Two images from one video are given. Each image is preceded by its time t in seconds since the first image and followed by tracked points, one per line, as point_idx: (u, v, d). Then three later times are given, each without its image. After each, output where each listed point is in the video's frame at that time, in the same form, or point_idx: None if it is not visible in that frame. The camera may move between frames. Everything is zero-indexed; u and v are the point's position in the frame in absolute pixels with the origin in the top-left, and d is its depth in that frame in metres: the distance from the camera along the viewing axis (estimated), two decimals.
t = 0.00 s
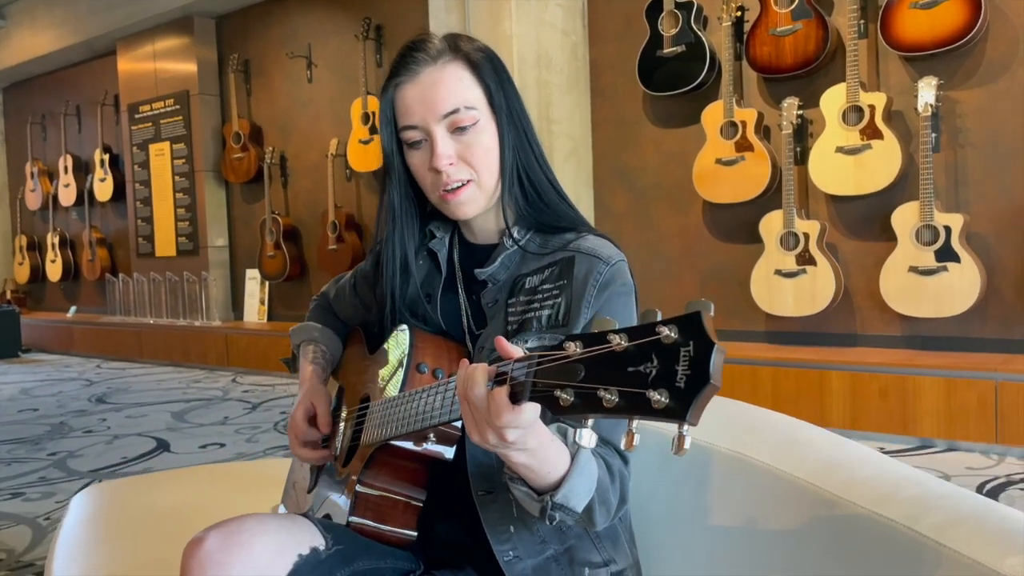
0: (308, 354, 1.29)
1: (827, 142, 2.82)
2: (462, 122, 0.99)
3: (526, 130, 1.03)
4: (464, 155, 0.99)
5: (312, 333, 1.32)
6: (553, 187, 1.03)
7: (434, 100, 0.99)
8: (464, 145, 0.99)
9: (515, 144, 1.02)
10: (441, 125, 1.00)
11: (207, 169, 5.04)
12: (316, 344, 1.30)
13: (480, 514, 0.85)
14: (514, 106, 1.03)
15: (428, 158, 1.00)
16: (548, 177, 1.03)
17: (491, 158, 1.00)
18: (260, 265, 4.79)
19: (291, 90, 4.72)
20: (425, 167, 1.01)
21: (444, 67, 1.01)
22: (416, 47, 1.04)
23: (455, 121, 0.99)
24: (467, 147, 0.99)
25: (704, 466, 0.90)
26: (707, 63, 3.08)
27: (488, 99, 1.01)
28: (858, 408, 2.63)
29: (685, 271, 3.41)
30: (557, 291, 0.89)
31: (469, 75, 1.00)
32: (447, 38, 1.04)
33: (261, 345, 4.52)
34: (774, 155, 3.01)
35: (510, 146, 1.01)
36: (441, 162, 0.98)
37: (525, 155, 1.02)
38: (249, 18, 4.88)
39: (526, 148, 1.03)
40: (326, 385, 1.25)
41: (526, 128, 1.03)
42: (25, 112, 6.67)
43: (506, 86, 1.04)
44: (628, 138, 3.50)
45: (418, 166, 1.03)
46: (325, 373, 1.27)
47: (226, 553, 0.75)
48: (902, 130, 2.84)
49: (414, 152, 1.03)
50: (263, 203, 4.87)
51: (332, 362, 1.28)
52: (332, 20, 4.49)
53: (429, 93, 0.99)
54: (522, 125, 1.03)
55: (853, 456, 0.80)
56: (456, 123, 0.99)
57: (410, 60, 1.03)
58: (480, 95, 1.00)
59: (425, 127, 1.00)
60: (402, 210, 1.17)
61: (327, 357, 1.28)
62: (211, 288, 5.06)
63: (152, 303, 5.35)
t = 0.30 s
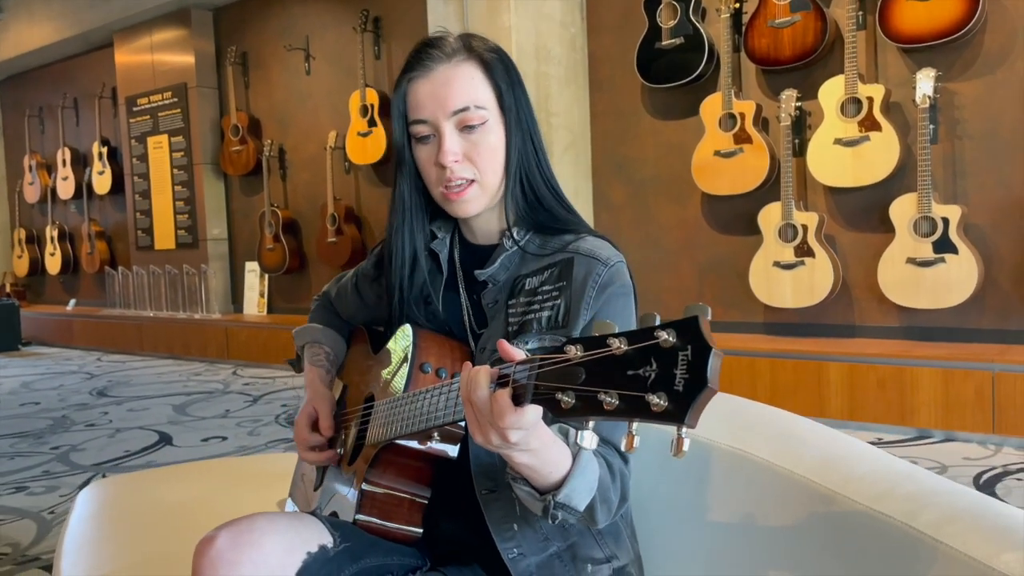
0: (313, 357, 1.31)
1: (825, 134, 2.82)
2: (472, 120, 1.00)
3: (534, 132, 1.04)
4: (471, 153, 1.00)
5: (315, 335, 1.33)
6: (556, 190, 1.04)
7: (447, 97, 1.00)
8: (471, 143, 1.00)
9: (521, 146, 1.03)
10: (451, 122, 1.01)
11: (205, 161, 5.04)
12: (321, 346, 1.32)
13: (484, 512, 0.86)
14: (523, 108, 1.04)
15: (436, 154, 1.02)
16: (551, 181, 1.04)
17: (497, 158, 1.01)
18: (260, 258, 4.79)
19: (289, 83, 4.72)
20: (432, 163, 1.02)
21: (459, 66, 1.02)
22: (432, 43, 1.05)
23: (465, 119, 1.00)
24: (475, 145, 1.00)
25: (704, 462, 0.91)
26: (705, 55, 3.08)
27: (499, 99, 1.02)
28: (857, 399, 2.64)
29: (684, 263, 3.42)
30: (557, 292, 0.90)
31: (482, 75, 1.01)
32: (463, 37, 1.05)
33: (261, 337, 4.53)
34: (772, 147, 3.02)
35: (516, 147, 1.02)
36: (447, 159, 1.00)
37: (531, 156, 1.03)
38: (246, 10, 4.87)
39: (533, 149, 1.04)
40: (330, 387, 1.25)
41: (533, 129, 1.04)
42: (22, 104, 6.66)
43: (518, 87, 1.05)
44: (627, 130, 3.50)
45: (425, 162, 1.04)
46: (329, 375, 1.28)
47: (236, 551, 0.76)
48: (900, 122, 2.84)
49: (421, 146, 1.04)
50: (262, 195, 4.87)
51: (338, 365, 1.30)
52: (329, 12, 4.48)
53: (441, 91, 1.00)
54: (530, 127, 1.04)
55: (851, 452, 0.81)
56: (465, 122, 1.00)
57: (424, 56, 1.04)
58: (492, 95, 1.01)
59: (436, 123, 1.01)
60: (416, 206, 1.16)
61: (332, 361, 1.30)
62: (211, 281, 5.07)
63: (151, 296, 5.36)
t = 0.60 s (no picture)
0: (318, 358, 1.33)
1: (824, 130, 2.83)
2: (473, 130, 1.01)
3: (535, 140, 1.05)
4: (472, 164, 1.01)
5: (318, 337, 1.35)
6: (556, 197, 1.05)
7: (448, 108, 1.01)
8: (473, 154, 1.01)
9: (523, 154, 1.04)
10: (453, 133, 1.02)
11: (206, 159, 5.05)
12: (324, 348, 1.33)
13: (488, 514, 0.88)
14: (523, 117, 1.05)
15: (438, 164, 1.03)
16: (552, 188, 1.05)
17: (499, 168, 1.02)
18: (261, 254, 4.81)
19: (289, 80, 4.72)
20: (434, 173, 1.04)
21: (460, 76, 1.03)
22: (433, 53, 1.06)
23: (466, 130, 1.01)
24: (476, 155, 1.01)
25: (706, 461, 0.93)
26: (705, 51, 3.09)
27: (500, 109, 1.03)
28: (856, 393, 2.66)
29: (684, 259, 3.43)
30: (557, 296, 0.92)
31: (483, 85, 1.02)
32: (464, 46, 1.06)
33: (263, 334, 4.55)
34: (772, 143, 3.03)
35: (517, 155, 1.03)
36: (450, 170, 1.01)
37: (533, 164, 1.04)
38: (245, 7, 4.87)
39: (534, 157, 1.05)
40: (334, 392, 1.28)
41: (534, 137, 1.05)
42: (22, 101, 6.67)
43: (519, 95, 1.06)
44: (627, 126, 3.51)
45: (428, 172, 1.05)
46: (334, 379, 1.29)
47: (247, 552, 0.78)
48: (899, 118, 2.85)
49: (424, 156, 1.05)
50: (262, 192, 4.88)
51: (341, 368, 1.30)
52: (330, 9, 4.48)
53: (442, 101, 1.01)
54: (531, 135, 1.05)
55: (849, 452, 0.83)
56: (467, 132, 1.01)
57: (424, 67, 1.05)
58: (493, 105, 1.02)
59: (437, 134, 1.02)
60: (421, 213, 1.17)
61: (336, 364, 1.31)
62: (212, 277, 5.08)
63: (153, 293, 5.38)
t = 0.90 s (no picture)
0: (314, 357, 1.32)
1: (823, 126, 2.83)
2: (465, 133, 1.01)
3: (529, 138, 1.05)
4: (465, 166, 1.01)
5: (316, 334, 1.35)
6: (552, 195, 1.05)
7: (439, 111, 1.00)
8: (465, 156, 1.01)
9: (517, 154, 1.03)
10: (444, 135, 1.01)
11: (204, 156, 5.04)
12: (321, 345, 1.33)
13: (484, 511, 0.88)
14: (516, 116, 1.04)
15: (430, 167, 1.02)
16: (547, 186, 1.05)
17: (492, 170, 1.02)
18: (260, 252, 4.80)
19: (288, 77, 4.71)
20: (427, 175, 1.03)
21: (450, 78, 1.02)
22: (424, 55, 1.05)
23: (457, 132, 1.01)
24: (469, 157, 1.01)
25: (704, 457, 0.92)
26: (704, 48, 3.08)
27: (492, 109, 1.02)
28: (856, 390, 2.66)
29: (683, 256, 3.43)
30: (553, 294, 0.91)
31: (474, 86, 1.02)
32: (455, 47, 1.05)
33: (262, 332, 4.55)
34: (771, 140, 3.02)
35: (511, 155, 1.03)
36: (442, 172, 1.00)
37: (527, 163, 1.04)
38: (244, 3, 4.86)
39: (528, 156, 1.04)
40: (330, 387, 1.26)
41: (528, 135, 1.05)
42: (20, 98, 6.66)
43: (511, 95, 1.05)
44: (626, 123, 3.51)
45: (422, 173, 1.05)
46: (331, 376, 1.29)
47: (245, 551, 0.77)
48: (899, 114, 2.84)
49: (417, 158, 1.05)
50: (261, 190, 4.87)
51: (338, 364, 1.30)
52: (328, 6, 4.47)
53: (433, 104, 1.01)
54: (525, 133, 1.05)
55: (847, 449, 0.82)
56: (459, 135, 1.01)
57: (415, 69, 1.04)
58: (484, 106, 1.02)
59: (429, 137, 1.02)
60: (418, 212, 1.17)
61: (333, 362, 1.31)
62: (212, 275, 5.07)
63: (152, 291, 5.37)
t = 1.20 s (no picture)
0: (313, 363, 1.34)
1: (826, 127, 2.83)
2: (465, 138, 1.01)
3: (529, 142, 1.06)
4: (466, 171, 1.01)
5: (317, 338, 1.36)
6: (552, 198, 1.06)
7: (439, 117, 1.01)
8: (466, 161, 1.01)
9: (517, 158, 1.04)
10: (445, 141, 1.02)
11: (209, 156, 5.06)
12: (321, 351, 1.35)
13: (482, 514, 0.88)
14: (515, 121, 1.05)
15: (431, 172, 1.03)
16: (547, 189, 1.05)
17: (493, 175, 1.02)
18: (265, 252, 4.81)
19: (292, 76, 4.72)
20: (428, 181, 1.04)
21: (449, 85, 1.03)
22: (422, 63, 1.06)
23: (458, 138, 1.01)
24: (470, 162, 1.01)
25: (701, 460, 0.93)
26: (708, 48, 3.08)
27: (491, 115, 1.03)
28: (858, 390, 2.66)
29: (686, 256, 3.43)
30: (552, 299, 0.92)
31: (473, 92, 1.02)
32: (453, 54, 1.06)
33: (266, 331, 4.56)
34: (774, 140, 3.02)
35: (511, 160, 1.04)
36: (444, 178, 1.01)
37: (527, 167, 1.04)
38: (249, 3, 4.88)
39: (527, 161, 1.05)
40: (329, 390, 1.29)
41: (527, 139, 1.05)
42: (27, 98, 6.69)
43: (509, 99, 1.06)
44: (629, 123, 3.51)
45: (422, 180, 1.05)
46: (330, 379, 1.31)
47: (243, 554, 0.78)
48: (902, 114, 2.84)
49: (418, 165, 1.05)
50: (266, 189, 4.88)
51: (337, 368, 1.33)
52: (332, 5, 4.48)
53: (432, 111, 1.01)
54: (524, 137, 1.05)
55: (842, 453, 0.83)
56: (459, 140, 1.01)
57: (414, 77, 1.05)
58: (483, 112, 1.02)
59: (429, 144, 1.02)
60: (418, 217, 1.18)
61: (332, 366, 1.33)
62: (217, 274, 5.09)
63: (158, 290, 5.40)
